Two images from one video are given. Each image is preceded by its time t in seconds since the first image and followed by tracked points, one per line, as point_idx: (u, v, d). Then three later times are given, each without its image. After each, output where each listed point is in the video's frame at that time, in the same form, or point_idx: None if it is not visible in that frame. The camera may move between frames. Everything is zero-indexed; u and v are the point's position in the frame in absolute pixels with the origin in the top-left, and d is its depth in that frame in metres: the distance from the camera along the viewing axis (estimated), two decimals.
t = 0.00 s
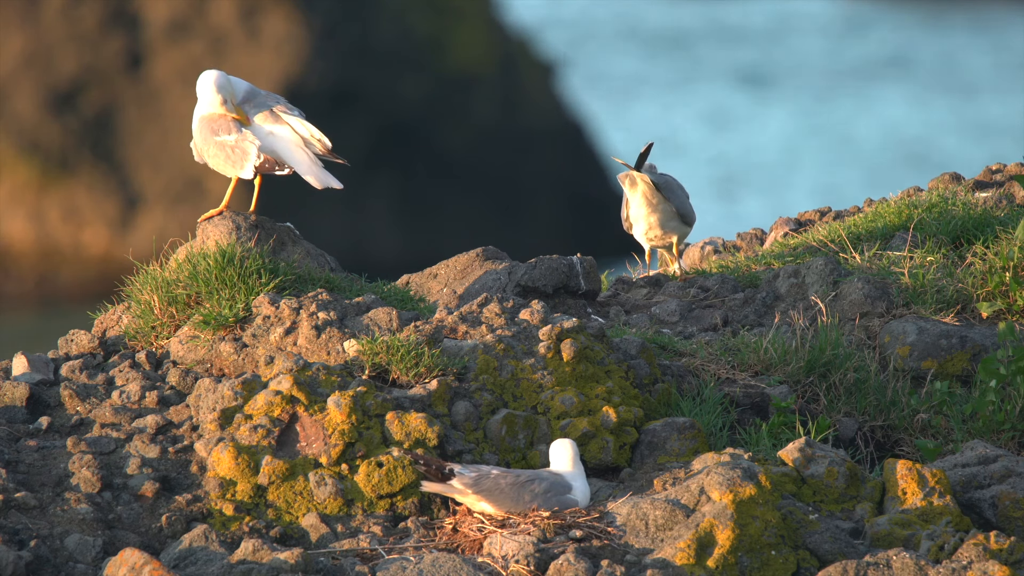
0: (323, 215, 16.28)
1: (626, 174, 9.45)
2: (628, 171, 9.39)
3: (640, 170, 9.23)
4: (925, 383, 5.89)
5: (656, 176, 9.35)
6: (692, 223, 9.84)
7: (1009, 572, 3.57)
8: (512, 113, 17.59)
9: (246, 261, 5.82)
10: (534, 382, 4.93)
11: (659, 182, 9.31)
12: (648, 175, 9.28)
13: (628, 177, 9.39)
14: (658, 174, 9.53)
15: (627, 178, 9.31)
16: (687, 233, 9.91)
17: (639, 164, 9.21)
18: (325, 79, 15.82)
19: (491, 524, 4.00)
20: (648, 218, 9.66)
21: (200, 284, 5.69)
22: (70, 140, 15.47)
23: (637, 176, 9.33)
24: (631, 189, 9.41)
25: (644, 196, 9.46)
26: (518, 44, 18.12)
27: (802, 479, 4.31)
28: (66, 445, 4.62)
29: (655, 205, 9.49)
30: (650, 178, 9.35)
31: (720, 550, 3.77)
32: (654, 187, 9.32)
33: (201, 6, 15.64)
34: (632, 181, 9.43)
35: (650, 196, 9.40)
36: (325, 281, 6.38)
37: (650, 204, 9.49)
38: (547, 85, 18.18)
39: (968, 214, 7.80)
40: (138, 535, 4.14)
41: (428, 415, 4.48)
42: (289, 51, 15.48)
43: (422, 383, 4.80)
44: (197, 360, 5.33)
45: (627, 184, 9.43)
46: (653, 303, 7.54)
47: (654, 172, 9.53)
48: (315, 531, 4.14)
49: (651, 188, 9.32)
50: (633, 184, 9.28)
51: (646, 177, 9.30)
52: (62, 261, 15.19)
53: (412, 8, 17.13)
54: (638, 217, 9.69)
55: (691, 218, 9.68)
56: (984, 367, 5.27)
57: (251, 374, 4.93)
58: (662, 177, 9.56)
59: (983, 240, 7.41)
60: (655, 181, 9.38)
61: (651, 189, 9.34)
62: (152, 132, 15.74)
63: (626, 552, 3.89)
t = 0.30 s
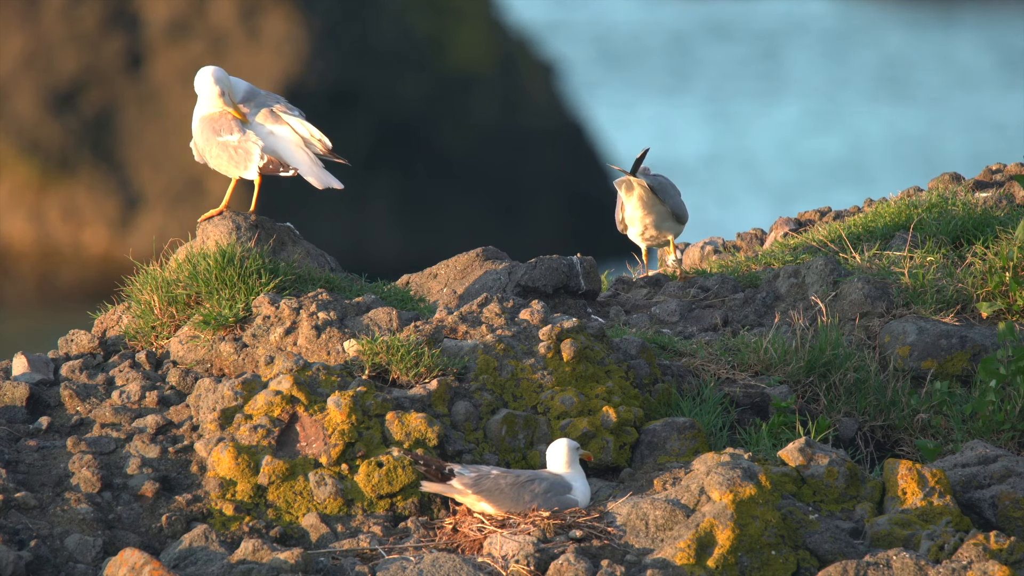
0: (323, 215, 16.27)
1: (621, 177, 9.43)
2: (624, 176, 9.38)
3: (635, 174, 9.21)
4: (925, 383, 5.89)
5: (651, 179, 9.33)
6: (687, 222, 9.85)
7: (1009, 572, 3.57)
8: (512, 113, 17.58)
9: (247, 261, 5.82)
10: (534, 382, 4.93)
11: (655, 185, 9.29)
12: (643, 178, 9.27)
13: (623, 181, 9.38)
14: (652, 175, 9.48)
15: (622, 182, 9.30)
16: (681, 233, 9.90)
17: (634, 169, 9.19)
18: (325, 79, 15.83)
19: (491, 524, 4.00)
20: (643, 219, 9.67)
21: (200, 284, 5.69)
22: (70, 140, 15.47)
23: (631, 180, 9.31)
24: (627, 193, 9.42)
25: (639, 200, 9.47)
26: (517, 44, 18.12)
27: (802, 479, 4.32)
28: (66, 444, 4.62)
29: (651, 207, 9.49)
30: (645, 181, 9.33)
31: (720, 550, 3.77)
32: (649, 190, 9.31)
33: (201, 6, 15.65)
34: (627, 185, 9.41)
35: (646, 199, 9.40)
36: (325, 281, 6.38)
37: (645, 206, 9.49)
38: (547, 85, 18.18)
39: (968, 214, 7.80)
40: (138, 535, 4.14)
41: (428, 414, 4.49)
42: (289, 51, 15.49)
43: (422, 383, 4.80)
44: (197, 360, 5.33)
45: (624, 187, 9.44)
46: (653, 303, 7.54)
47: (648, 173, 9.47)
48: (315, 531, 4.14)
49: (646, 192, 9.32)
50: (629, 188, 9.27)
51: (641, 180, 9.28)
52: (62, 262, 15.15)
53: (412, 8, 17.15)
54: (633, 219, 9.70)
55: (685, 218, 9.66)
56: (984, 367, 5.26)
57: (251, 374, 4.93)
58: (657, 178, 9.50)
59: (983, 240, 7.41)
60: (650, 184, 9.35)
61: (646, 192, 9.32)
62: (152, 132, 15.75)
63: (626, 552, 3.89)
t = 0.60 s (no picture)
0: (323, 215, 16.27)
1: (623, 181, 9.46)
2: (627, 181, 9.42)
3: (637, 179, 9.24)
4: (925, 383, 5.89)
5: (654, 183, 9.34)
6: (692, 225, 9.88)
7: (1009, 572, 3.57)
8: (512, 113, 17.57)
9: (247, 261, 5.82)
10: (534, 382, 4.93)
11: (657, 189, 9.30)
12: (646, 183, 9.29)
13: (625, 185, 9.40)
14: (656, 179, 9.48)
15: (624, 187, 9.32)
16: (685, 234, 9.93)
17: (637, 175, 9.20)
18: (325, 79, 15.83)
19: (491, 524, 4.00)
20: (645, 223, 9.70)
21: (200, 284, 5.69)
22: (70, 140, 15.45)
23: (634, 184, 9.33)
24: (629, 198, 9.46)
25: (642, 204, 9.50)
26: (517, 44, 18.11)
27: (802, 479, 4.32)
28: (66, 444, 4.62)
29: (654, 211, 9.52)
30: (648, 185, 9.35)
31: (720, 550, 3.77)
32: (651, 194, 9.33)
33: (201, 6, 15.63)
34: (629, 189, 9.44)
35: (648, 203, 9.43)
36: (325, 281, 6.38)
37: (647, 210, 9.51)
38: (547, 85, 18.17)
39: (968, 215, 7.79)
40: (138, 535, 4.14)
41: (428, 414, 4.49)
42: (289, 51, 15.49)
43: (422, 383, 4.80)
44: (197, 360, 5.33)
45: (625, 191, 9.48)
46: (653, 303, 7.54)
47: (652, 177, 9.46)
48: (315, 531, 4.14)
49: (649, 196, 9.35)
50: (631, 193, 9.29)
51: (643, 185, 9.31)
52: (62, 261, 15.21)
53: (412, 8, 17.14)
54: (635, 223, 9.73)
55: (688, 221, 9.63)
56: (985, 367, 5.26)
57: (250, 374, 4.93)
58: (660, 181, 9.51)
59: (983, 240, 7.41)
60: (653, 188, 9.36)
61: (649, 196, 9.34)
62: (152, 132, 15.74)
63: (626, 552, 3.89)
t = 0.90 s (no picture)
0: (322, 215, 16.26)
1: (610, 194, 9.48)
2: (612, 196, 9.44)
3: (621, 195, 9.27)
4: (925, 383, 5.89)
5: (639, 197, 9.34)
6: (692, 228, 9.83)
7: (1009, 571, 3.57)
8: (512, 113, 17.56)
9: (246, 261, 5.82)
10: (534, 382, 4.93)
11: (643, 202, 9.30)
12: (629, 197, 9.30)
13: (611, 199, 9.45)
14: (644, 190, 9.46)
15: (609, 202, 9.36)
16: (683, 239, 9.91)
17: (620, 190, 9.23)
18: (325, 79, 15.82)
19: (491, 524, 4.00)
20: (638, 232, 9.72)
21: (200, 284, 5.69)
22: (70, 140, 15.45)
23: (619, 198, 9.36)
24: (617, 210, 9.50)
25: (631, 216, 9.52)
26: (517, 44, 18.11)
27: (802, 479, 4.32)
28: (66, 444, 4.62)
29: (644, 221, 9.53)
30: (633, 198, 9.36)
31: (720, 550, 3.77)
32: (638, 207, 9.34)
33: (201, 6, 15.61)
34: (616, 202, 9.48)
35: (636, 215, 9.45)
36: (325, 281, 6.38)
37: (637, 221, 9.54)
38: (547, 85, 18.17)
39: (968, 214, 7.79)
40: (138, 535, 4.14)
41: (428, 415, 4.49)
42: (289, 51, 15.48)
43: (422, 383, 4.80)
44: (197, 360, 5.33)
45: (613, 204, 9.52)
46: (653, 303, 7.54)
47: (639, 188, 9.45)
48: (315, 531, 4.14)
49: (635, 210, 9.37)
50: (616, 208, 9.32)
51: (628, 199, 9.32)
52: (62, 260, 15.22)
53: (412, 8, 17.14)
54: (628, 232, 9.76)
55: (682, 226, 9.62)
56: (984, 367, 5.26)
57: (250, 374, 4.93)
58: (648, 191, 9.49)
59: (983, 240, 7.42)
60: (639, 201, 9.37)
61: (635, 209, 9.35)
62: (152, 132, 15.72)
63: (626, 552, 3.89)
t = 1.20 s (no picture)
0: (322, 215, 16.26)
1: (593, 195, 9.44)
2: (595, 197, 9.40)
3: (602, 195, 9.22)
4: (925, 383, 5.89)
5: (621, 196, 9.28)
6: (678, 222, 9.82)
7: (1009, 572, 3.57)
8: (512, 113, 17.56)
9: (247, 261, 5.83)
10: (534, 382, 4.94)
11: (626, 202, 9.26)
12: (612, 198, 9.24)
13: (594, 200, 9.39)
14: (626, 189, 9.41)
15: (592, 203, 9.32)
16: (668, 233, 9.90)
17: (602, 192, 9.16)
18: (325, 79, 15.83)
19: (491, 524, 4.00)
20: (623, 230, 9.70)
21: (200, 284, 5.69)
22: (70, 140, 15.45)
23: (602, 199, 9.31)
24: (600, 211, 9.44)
25: (615, 215, 9.49)
26: (517, 44, 18.10)
27: (802, 479, 4.32)
28: (66, 444, 4.62)
29: (628, 220, 9.50)
30: (616, 198, 9.31)
31: (720, 550, 3.77)
32: (621, 207, 9.29)
33: (202, 6, 15.60)
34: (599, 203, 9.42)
35: (620, 214, 9.40)
36: (325, 281, 6.38)
37: (621, 220, 9.51)
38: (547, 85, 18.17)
39: (968, 214, 7.79)
40: (138, 535, 4.14)
41: (428, 414, 4.49)
42: (289, 51, 15.49)
43: (422, 383, 4.80)
44: (197, 360, 5.33)
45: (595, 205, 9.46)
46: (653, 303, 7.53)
47: (621, 188, 9.39)
48: (315, 531, 4.14)
49: (619, 210, 9.34)
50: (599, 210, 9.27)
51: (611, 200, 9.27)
52: (62, 260, 15.22)
53: (412, 8, 17.14)
54: (613, 231, 9.73)
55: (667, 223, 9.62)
56: (984, 367, 5.26)
57: (250, 374, 4.93)
58: (631, 190, 9.43)
59: (983, 240, 7.41)
60: (621, 201, 9.32)
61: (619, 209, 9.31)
62: (152, 132, 15.72)
63: (626, 552, 3.89)
